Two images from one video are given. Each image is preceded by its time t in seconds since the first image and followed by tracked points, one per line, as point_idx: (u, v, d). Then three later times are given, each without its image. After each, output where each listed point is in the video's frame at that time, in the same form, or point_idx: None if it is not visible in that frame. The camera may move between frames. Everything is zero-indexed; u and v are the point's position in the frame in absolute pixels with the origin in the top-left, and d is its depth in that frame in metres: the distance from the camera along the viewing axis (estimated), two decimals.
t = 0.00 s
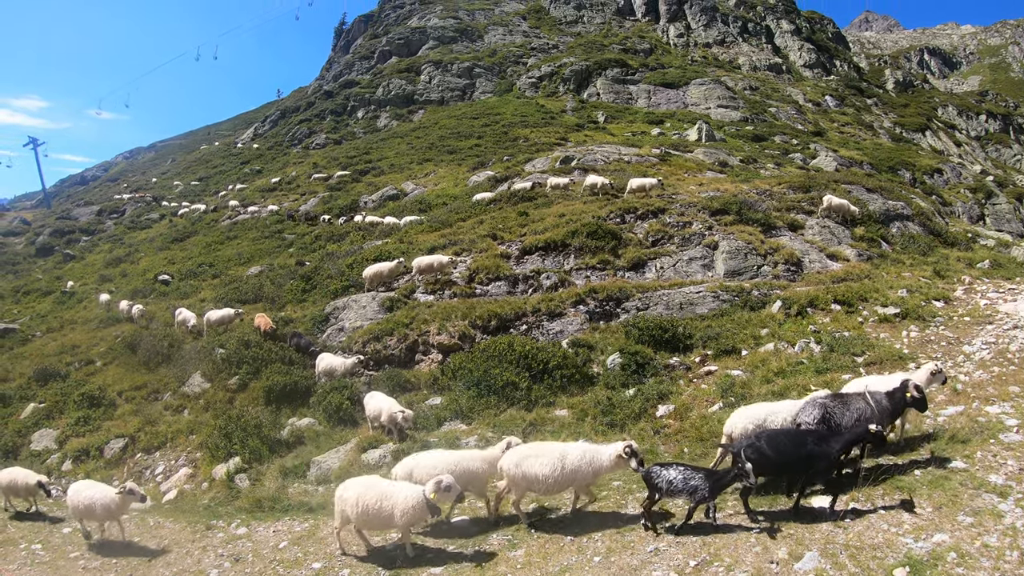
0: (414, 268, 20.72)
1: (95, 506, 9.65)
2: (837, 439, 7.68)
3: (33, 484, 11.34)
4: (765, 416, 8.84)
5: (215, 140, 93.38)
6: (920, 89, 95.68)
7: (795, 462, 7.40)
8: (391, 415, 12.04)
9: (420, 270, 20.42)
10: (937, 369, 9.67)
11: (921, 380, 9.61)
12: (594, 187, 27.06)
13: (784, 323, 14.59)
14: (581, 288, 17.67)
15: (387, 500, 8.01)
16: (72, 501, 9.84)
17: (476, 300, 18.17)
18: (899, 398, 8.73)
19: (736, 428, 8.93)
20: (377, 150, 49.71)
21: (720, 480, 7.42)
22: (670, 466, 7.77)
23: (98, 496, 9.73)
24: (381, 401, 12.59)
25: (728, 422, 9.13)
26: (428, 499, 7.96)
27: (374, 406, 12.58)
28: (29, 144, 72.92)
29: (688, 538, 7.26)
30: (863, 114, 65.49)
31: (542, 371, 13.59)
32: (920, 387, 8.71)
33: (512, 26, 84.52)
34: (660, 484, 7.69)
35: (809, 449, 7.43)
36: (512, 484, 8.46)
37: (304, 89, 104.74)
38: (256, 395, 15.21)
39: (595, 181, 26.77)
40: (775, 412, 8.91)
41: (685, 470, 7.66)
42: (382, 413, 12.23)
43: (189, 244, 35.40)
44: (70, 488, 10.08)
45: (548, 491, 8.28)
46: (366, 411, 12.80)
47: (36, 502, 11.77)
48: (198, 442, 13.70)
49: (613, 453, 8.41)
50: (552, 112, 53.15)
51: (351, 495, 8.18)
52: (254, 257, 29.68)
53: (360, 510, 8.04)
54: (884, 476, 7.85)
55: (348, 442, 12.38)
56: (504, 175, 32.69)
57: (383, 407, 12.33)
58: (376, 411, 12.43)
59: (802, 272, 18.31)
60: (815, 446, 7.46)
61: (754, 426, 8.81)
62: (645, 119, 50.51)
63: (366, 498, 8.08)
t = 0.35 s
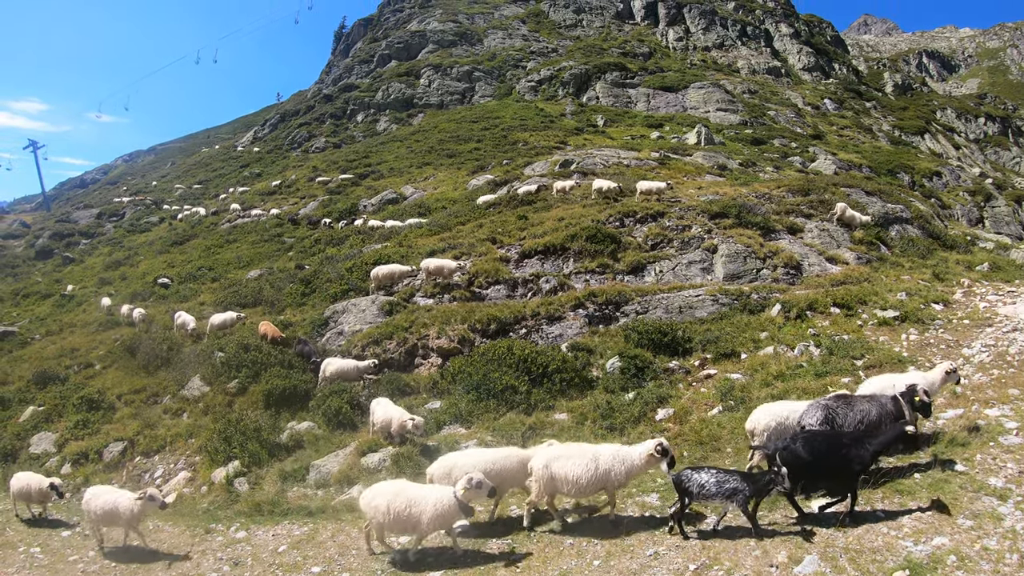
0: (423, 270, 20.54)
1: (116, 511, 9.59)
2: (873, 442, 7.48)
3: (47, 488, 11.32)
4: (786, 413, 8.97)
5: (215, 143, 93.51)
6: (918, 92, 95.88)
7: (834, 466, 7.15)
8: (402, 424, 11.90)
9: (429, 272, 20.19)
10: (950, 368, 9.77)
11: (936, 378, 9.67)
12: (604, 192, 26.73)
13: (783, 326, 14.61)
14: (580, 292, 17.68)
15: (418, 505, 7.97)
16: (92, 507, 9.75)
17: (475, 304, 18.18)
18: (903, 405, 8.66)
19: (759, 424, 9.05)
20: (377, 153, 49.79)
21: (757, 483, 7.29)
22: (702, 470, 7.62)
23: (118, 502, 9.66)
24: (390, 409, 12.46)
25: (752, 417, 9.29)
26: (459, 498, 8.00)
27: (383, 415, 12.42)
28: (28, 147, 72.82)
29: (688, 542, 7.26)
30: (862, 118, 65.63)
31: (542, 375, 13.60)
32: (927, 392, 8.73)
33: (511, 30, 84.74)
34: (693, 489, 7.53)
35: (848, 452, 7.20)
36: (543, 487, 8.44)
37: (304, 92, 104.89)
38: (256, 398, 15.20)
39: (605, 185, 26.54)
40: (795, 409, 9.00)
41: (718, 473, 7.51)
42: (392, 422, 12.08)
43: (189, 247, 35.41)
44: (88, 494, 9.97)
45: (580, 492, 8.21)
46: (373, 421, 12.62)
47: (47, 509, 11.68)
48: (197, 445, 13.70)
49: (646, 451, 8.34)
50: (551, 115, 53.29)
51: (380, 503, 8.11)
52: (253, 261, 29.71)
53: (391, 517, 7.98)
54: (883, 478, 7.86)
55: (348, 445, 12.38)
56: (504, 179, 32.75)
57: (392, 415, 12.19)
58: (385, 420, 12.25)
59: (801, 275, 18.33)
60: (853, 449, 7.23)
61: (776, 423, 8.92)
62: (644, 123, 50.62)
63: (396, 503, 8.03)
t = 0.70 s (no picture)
0: (432, 270, 20.37)
1: (140, 514, 9.22)
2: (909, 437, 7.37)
3: (59, 491, 10.95)
4: (804, 409, 8.77)
5: (215, 145, 93.58)
6: (917, 94, 96.03)
7: (876, 460, 7.02)
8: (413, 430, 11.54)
9: (438, 275, 19.97)
10: (961, 367, 9.76)
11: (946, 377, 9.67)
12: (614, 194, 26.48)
13: (783, 328, 14.62)
14: (580, 294, 17.67)
15: (454, 504, 7.87)
16: (113, 510, 9.36)
17: (475, 306, 18.18)
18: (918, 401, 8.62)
19: (775, 420, 8.87)
20: (376, 155, 49.82)
21: (792, 484, 7.06)
22: (737, 471, 7.33)
23: (142, 505, 9.28)
24: (401, 416, 12.13)
25: (768, 413, 9.07)
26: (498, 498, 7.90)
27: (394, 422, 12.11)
28: (28, 148, 72.76)
29: (688, 544, 7.24)
30: (861, 120, 65.75)
31: (542, 377, 13.59)
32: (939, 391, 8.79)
33: (511, 32, 84.88)
34: (726, 491, 7.28)
35: (887, 449, 7.08)
36: (575, 486, 8.35)
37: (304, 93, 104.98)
38: (255, 400, 15.18)
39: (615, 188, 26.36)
40: (813, 405, 8.80)
41: (753, 474, 7.24)
42: (403, 428, 11.74)
43: (188, 249, 35.40)
44: (109, 498, 9.57)
45: (612, 492, 8.20)
46: (384, 428, 12.29)
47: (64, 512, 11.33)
48: (196, 448, 13.68)
49: (679, 451, 8.24)
50: (551, 117, 53.36)
51: (413, 505, 7.96)
52: (253, 263, 29.69)
53: (426, 518, 7.84)
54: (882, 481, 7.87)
55: (347, 447, 12.37)
56: (503, 181, 32.78)
57: (403, 422, 11.86)
58: (397, 427, 11.93)
59: (800, 278, 18.34)
60: (891, 444, 7.14)
61: (793, 420, 8.76)
62: (643, 125, 50.73)
63: (430, 503, 7.91)
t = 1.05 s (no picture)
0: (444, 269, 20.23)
1: (171, 513, 9.14)
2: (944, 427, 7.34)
3: (77, 494, 10.90)
4: (819, 403, 8.78)
5: (216, 145, 93.54)
6: (917, 94, 96.05)
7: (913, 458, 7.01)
8: (428, 434, 11.17)
9: (450, 275, 19.72)
10: (980, 364, 9.13)
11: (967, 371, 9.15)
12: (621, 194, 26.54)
13: (783, 328, 14.62)
14: (580, 294, 17.65)
15: (488, 504, 7.69)
16: (141, 511, 9.20)
17: (475, 306, 18.16)
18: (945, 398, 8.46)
19: (793, 417, 8.86)
20: (376, 156, 49.77)
21: (830, 479, 6.94)
22: (774, 467, 7.23)
23: (173, 504, 9.21)
24: (414, 420, 11.72)
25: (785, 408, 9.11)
26: (535, 489, 7.97)
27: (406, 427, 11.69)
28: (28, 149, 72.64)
29: (689, 544, 7.24)
30: (861, 120, 65.71)
31: (542, 377, 13.60)
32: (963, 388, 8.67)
33: (511, 32, 84.84)
34: (765, 488, 7.12)
35: (925, 441, 7.06)
36: (606, 484, 8.20)
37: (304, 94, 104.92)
38: (256, 400, 15.19)
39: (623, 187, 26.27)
40: (829, 400, 8.82)
41: (791, 470, 7.12)
42: (418, 433, 11.34)
43: (188, 249, 35.39)
44: (134, 499, 9.39)
45: (643, 490, 8.09)
46: (397, 433, 11.87)
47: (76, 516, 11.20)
48: (197, 448, 13.68)
49: (714, 451, 8.09)
50: (551, 117, 53.31)
51: (444, 506, 7.75)
52: (253, 263, 29.68)
53: (459, 518, 7.64)
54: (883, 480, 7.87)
55: (348, 448, 12.37)
56: (503, 181, 32.74)
57: (417, 427, 11.45)
58: (410, 432, 11.51)
59: (801, 278, 18.32)
60: (929, 440, 7.09)
61: (810, 415, 8.73)
62: (643, 125, 50.68)
63: (463, 503, 7.70)
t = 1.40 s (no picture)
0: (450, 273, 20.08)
1: (200, 512, 9.04)
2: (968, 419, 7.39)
3: (92, 492, 10.84)
4: (839, 399, 8.71)
5: (215, 144, 93.51)
6: (917, 93, 96.14)
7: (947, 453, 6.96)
8: (441, 441, 10.81)
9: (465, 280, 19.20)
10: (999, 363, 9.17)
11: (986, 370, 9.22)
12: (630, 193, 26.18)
13: (782, 327, 14.61)
14: (580, 294, 17.64)
15: (519, 498, 7.73)
16: (169, 510, 9.08)
17: (474, 306, 18.17)
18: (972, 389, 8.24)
19: (812, 412, 8.81)
20: (375, 156, 49.74)
21: (864, 475, 6.76)
22: (807, 466, 6.94)
23: (200, 502, 9.10)
24: (426, 426, 11.43)
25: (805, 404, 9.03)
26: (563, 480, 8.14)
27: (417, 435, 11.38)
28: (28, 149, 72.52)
29: (688, 544, 7.24)
30: (861, 119, 65.77)
31: (541, 377, 13.59)
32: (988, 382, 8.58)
33: (510, 32, 84.85)
34: (799, 487, 6.83)
35: (959, 436, 7.06)
36: (636, 482, 8.07)
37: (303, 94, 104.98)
38: (255, 400, 15.19)
39: (632, 187, 26.00)
40: (848, 395, 8.78)
41: (825, 468, 6.87)
42: (429, 439, 11.02)
43: (187, 249, 35.36)
44: (159, 499, 9.25)
45: (675, 488, 7.93)
46: (408, 439, 11.59)
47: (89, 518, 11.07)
48: (196, 448, 13.67)
49: (742, 448, 8.10)
50: (550, 117, 53.33)
51: (476, 500, 7.69)
52: (253, 263, 29.68)
53: (491, 512, 7.63)
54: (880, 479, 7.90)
55: (347, 447, 12.37)
56: (503, 181, 32.73)
57: (428, 433, 11.12)
58: (422, 437, 11.20)
59: (800, 277, 18.33)
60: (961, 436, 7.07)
61: (829, 411, 8.68)
62: (643, 125, 50.70)
63: (496, 497, 7.68)
